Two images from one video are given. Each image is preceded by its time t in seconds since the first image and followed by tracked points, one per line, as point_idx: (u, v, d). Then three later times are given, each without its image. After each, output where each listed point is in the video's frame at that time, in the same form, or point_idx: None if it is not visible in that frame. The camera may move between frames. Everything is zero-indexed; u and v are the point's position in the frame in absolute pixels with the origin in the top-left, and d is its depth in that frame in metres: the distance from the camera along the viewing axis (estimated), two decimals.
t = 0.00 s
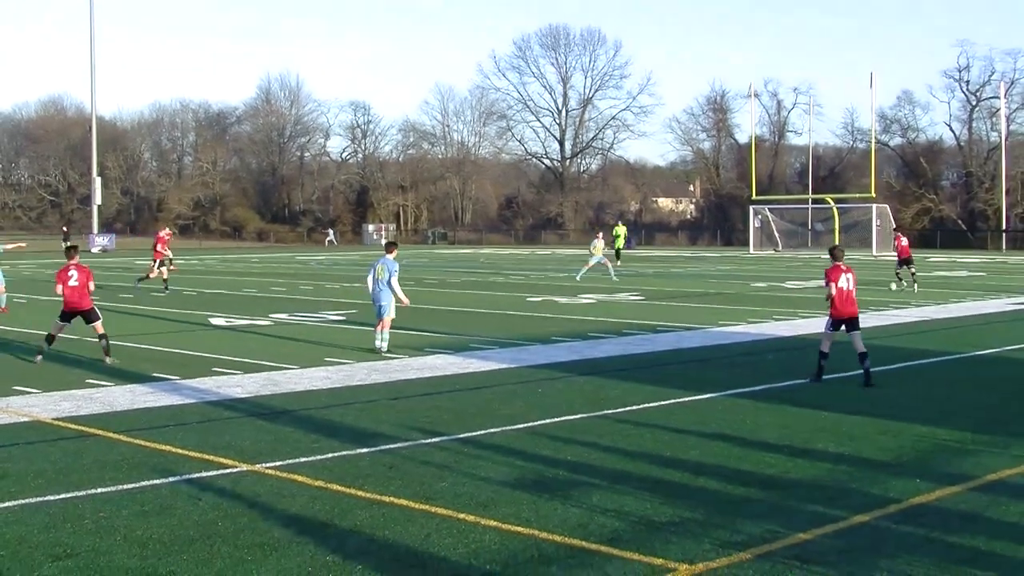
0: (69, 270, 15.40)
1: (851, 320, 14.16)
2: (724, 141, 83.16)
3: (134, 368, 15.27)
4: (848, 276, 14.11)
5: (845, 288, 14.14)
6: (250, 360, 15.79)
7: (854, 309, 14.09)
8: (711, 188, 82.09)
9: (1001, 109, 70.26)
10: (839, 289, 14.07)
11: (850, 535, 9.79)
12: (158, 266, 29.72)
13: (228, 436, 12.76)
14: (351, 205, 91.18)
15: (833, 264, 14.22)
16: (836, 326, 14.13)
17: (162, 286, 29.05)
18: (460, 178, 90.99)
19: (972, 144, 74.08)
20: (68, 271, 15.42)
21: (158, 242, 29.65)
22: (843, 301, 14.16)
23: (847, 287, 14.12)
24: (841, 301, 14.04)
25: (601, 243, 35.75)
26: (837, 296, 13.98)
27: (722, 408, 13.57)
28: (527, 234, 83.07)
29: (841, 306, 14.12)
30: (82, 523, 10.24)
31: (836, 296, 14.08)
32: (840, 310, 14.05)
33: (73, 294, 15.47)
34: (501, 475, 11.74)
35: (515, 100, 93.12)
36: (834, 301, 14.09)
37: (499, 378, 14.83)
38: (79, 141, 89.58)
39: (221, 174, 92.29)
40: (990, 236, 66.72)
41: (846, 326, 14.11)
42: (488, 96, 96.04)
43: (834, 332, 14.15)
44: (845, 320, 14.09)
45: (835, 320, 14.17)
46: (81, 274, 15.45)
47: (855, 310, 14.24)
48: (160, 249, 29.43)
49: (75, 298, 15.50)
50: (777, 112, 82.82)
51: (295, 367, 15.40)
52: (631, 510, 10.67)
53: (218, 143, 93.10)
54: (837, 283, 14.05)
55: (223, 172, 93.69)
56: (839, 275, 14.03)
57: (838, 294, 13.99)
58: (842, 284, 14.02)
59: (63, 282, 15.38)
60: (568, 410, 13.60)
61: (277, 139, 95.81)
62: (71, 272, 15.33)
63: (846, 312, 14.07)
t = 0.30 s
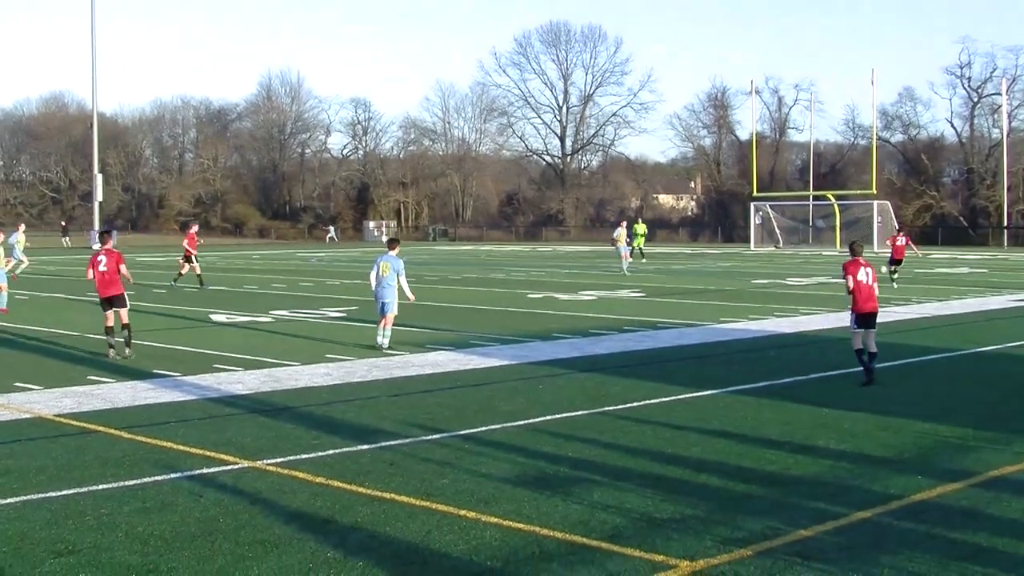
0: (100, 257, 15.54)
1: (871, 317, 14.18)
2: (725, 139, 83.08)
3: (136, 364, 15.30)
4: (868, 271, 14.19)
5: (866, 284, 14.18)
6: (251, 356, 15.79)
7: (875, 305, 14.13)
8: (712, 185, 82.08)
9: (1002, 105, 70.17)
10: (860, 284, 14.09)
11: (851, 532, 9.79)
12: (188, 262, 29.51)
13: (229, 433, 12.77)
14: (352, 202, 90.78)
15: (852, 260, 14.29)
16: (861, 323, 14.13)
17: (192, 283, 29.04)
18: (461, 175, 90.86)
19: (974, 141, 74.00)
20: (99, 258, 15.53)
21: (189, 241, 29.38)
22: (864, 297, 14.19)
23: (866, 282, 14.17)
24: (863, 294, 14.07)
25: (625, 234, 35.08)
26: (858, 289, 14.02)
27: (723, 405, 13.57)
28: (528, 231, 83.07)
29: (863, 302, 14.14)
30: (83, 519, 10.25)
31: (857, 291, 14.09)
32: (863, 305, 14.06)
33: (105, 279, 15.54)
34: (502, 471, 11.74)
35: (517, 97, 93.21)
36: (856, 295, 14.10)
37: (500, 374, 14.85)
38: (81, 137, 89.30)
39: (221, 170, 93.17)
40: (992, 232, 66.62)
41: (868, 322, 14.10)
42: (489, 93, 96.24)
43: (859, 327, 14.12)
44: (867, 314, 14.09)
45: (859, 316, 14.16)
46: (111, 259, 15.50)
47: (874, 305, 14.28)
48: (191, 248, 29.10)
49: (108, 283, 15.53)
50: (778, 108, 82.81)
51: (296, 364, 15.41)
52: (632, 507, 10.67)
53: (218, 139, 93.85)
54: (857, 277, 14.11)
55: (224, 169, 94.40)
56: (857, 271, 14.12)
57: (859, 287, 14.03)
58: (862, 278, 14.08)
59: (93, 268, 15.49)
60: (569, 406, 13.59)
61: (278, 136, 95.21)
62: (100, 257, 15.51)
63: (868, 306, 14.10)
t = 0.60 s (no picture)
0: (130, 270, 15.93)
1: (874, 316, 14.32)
2: (720, 139, 83.50)
3: (140, 361, 15.51)
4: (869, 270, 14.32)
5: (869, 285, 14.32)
6: (254, 354, 16.01)
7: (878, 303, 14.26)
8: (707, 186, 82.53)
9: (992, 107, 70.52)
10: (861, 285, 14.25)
11: (841, 526, 10.03)
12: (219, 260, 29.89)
13: (233, 429, 12.98)
14: (353, 201, 91.03)
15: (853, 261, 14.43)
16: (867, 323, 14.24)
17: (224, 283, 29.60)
18: (460, 175, 91.29)
19: (963, 142, 74.39)
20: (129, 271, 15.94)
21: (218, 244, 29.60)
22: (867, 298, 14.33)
23: (868, 282, 14.31)
24: (865, 295, 14.22)
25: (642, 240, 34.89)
26: (857, 291, 14.20)
27: (718, 401, 13.81)
28: (526, 230, 83.50)
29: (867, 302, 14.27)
30: (89, 514, 10.47)
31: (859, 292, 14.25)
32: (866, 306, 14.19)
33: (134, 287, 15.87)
34: (501, 467, 11.97)
35: (515, 98, 93.59)
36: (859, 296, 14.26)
37: (498, 371, 15.07)
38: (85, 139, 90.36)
39: (224, 171, 92.92)
40: (981, 232, 67.12)
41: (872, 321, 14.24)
42: (487, 94, 96.67)
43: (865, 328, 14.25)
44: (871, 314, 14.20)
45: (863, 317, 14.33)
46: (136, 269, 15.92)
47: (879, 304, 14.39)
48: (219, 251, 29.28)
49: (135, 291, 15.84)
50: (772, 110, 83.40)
51: (298, 361, 15.61)
52: (629, 501, 10.90)
53: (222, 140, 93.58)
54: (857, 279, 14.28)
55: (227, 170, 94.29)
56: (857, 271, 14.29)
57: (859, 289, 14.20)
58: (863, 278, 14.25)
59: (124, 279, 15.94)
60: (567, 403, 13.82)
61: (280, 137, 96.08)
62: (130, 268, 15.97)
63: (872, 306, 14.22)
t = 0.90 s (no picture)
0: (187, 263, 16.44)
1: (913, 318, 14.52)
2: (756, 143, 83.42)
3: (187, 360, 15.84)
4: (911, 272, 14.49)
5: (908, 286, 14.51)
6: (299, 353, 16.34)
7: (918, 306, 14.46)
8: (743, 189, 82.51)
9: None
10: (901, 287, 14.43)
11: (876, 525, 10.22)
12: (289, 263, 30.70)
13: (277, 427, 13.27)
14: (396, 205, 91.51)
15: (894, 262, 14.63)
16: (906, 324, 14.46)
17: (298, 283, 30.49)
18: (501, 178, 92.30)
19: (997, 145, 74.53)
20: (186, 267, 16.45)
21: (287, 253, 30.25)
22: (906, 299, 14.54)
23: (908, 284, 14.51)
24: (904, 297, 14.43)
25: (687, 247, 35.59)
26: (897, 293, 14.40)
27: (752, 401, 14.01)
28: (565, 232, 84.11)
29: (904, 303, 14.50)
30: (140, 508, 10.77)
31: (898, 294, 14.45)
32: (905, 310, 14.39)
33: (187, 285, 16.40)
34: (540, 465, 12.22)
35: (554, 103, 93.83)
36: (898, 299, 14.47)
37: (537, 372, 15.32)
38: (136, 143, 90.83)
39: (271, 175, 93.58)
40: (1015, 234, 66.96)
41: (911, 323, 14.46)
42: (525, 99, 97.37)
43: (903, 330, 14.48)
44: (911, 316, 14.41)
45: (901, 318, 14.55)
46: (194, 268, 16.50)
47: (918, 305, 14.61)
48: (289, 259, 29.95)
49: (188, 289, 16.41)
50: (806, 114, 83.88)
51: (341, 361, 15.92)
52: (666, 500, 11.12)
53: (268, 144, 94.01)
54: (897, 281, 14.46)
55: (272, 173, 94.38)
56: (899, 273, 14.47)
57: (900, 291, 14.40)
58: (904, 281, 14.42)
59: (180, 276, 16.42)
60: (604, 403, 14.05)
61: (324, 141, 96.22)
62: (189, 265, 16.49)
63: (911, 308, 14.44)
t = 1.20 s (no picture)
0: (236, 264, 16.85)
1: (956, 320, 14.77)
2: (797, 148, 82.57)
3: (240, 360, 16.22)
4: (956, 276, 14.59)
5: (953, 289, 14.66)
6: (348, 354, 16.67)
7: (961, 309, 14.67)
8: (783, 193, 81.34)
9: None
10: (946, 290, 14.55)
11: (916, 526, 10.39)
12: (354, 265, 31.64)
13: (327, 426, 13.58)
14: (443, 210, 91.48)
15: (941, 264, 14.73)
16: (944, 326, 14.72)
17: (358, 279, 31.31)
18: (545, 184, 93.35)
19: None
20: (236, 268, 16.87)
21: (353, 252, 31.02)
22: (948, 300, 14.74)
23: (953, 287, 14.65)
24: (948, 300, 14.62)
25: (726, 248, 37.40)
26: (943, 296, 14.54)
27: (794, 403, 14.21)
28: (609, 235, 84.47)
29: (947, 305, 14.72)
30: (195, 505, 11.07)
31: (943, 297, 14.61)
32: (948, 313, 14.61)
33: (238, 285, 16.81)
34: (584, 465, 12.46)
35: (597, 109, 94.03)
36: (941, 301, 14.66)
37: (582, 373, 15.56)
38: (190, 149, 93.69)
39: (322, 180, 95.00)
40: None
41: (952, 325, 14.71)
42: (570, 107, 97.85)
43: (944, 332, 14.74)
44: (954, 319, 14.65)
45: (942, 319, 14.77)
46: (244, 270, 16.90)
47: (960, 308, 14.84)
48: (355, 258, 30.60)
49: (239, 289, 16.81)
50: (847, 119, 83.96)
51: (391, 362, 16.23)
52: (708, 499, 11.34)
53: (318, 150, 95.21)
54: (943, 283, 14.56)
55: (323, 179, 96.32)
56: (945, 275, 14.57)
57: (945, 293, 14.54)
58: (950, 284, 14.55)
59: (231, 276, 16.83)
60: (648, 404, 14.28)
61: (375, 147, 97.69)
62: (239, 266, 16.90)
63: (953, 311, 14.66)
